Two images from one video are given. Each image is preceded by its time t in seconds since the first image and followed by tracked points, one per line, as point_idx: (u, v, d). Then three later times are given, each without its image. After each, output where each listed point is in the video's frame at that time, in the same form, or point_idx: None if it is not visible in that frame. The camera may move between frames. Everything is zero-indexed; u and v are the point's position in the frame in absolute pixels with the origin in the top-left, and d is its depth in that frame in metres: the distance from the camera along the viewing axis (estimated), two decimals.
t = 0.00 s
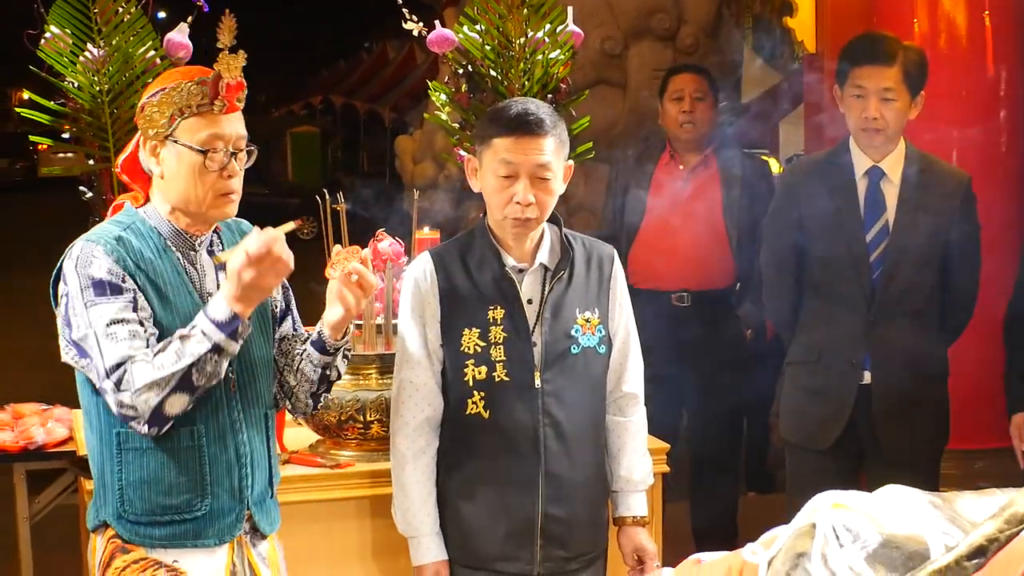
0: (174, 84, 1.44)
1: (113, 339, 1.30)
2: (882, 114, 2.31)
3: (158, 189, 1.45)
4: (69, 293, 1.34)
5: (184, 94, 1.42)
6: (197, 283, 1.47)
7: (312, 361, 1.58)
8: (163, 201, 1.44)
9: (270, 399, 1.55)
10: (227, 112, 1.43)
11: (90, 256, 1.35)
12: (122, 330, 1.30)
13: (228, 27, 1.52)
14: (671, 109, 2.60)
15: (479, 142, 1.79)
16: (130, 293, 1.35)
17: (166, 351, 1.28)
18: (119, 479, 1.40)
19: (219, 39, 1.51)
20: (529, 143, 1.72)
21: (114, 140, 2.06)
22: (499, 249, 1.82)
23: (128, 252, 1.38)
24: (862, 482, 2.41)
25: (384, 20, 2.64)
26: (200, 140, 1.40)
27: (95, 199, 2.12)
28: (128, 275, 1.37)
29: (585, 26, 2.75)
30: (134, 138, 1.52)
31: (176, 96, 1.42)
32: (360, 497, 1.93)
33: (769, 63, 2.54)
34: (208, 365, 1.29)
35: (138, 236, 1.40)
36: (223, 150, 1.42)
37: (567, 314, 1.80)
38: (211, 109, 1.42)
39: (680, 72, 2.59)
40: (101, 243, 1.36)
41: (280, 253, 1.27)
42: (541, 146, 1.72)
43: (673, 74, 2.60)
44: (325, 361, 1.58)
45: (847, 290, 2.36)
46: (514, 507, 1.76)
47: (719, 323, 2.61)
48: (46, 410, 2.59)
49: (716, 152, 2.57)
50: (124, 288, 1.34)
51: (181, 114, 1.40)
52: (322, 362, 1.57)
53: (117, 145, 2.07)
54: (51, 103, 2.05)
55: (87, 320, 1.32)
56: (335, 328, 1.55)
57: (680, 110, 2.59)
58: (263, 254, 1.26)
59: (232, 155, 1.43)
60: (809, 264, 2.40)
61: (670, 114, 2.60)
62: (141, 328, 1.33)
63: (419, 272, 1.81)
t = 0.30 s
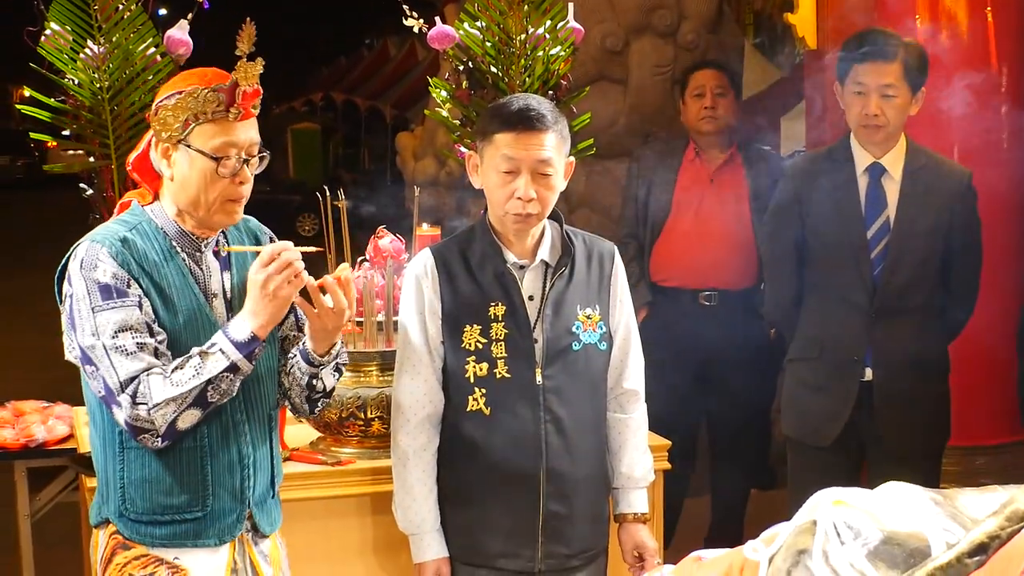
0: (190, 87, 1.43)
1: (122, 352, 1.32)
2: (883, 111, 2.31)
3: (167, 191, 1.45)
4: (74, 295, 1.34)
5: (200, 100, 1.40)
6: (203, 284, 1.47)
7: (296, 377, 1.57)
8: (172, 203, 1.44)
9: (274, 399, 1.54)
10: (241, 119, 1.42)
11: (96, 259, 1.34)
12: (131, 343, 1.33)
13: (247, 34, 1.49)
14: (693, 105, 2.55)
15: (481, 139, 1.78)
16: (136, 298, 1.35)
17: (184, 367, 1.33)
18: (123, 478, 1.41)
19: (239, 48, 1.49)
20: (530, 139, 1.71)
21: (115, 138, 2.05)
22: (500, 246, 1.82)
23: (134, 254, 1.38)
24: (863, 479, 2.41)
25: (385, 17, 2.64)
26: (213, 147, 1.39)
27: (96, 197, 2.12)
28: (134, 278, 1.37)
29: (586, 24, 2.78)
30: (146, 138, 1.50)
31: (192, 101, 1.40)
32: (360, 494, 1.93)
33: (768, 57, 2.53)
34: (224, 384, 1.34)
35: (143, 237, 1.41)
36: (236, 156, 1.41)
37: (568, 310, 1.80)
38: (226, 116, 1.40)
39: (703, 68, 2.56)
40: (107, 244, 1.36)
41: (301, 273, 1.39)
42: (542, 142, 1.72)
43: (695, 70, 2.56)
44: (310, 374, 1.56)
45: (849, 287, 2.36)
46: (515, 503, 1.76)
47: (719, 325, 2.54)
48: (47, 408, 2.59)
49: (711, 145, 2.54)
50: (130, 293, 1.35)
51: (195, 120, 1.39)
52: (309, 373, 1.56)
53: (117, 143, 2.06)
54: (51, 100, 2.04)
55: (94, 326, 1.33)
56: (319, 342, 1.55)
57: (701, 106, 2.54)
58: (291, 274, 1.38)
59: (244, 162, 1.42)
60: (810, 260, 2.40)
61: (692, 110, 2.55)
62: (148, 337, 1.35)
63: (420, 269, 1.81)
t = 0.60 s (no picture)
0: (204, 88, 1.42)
1: (127, 351, 1.32)
2: (883, 108, 2.31)
3: (175, 189, 1.44)
4: (78, 293, 1.34)
5: (214, 102, 1.39)
6: (207, 283, 1.46)
7: (296, 380, 1.58)
8: (180, 202, 1.44)
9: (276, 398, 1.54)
10: (254, 122, 1.42)
11: (102, 257, 1.34)
12: (136, 343, 1.33)
13: (265, 39, 1.51)
14: (700, 104, 2.58)
15: (480, 135, 1.78)
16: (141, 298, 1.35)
17: (188, 370, 1.33)
18: (126, 477, 1.40)
19: (256, 50, 1.50)
20: (530, 135, 1.71)
21: (114, 135, 2.05)
22: (500, 242, 1.82)
23: (139, 253, 1.38)
24: (864, 476, 2.41)
25: (385, 15, 2.64)
26: (225, 149, 1.39)
27: (95, 194, 2.12)
28: (139, 278, 1.37)
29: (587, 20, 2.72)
30: (156, 134, 1.49)
31: (205, 103, 1.40)
32: (361, 491, 1.93)
33: (770, 55, 2.50)
34: (227, 389, 1.34)
35: (149, 235, 1.40)
36: (246, 159, 1.41)
37: (568, 307, 1.80)
38: (239, 119, 1.40)
39: (708, 65, 2.57)
40: (112, 243, 1.36)
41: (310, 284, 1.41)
42: (541, 137, 1.72)
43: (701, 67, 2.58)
44: (309, 380, 1.57)
45: (849, 283, 2.35)
46: (514, 501, 1.76)
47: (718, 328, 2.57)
48: (47, 406, 2.59)
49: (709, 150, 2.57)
50: (136, 292, 1.34)
51: (208, 121, 1.39)
52: (307, 381, 1.57)
53: (117, 140, 2.06)
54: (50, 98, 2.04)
55: (99, 325, 1.32)
56: (314, 353, 1.56)
57: (709, 104, 2.57)
58: (302, 286, 1.39)
59: (254, 165, 1.42)
60: (811, 257, 2.39)
61: (698, 108, 2.58)
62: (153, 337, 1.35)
63: (420, 266, 1.81)
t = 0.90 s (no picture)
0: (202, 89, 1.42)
1: (125, 354, 1.32)
2: (881, 106, 2.30)
3: (173, 190, 1.44)
4: (74, 294, 1.34)
5: (213, 103, 1.39)
6: (204, 284, 1.46)
7: (292, 381, 1.57)
8: (177, 202, 1.43)
9: (273, 399, 1.54)
10: (252, 124, 1.42)
11: (99, 258, 1.34)
12: (134, 345, 1.33)
13: (265, 39, 1.51)
14: (682, 109, 2.55)
15: (477, 134, 1.78)
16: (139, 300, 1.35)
17: (187, 373, 1.33)
18: (122, 478, 1.40)
19: (256, 52, 1.50)
20: (525, 133, 1.71)
21: (112, 135, 2.05)
22: (496, 242, 1.81)
23: (136, 254, 1.37)
24: (864, 475, 2.40)
25: (383, 15, 2.64)
26: (223, 150, 1.39)
27: (93, 194, 2.11)
28: (136, 279, 1.37)
29: (584, 18, 2.59)
30: (154, 133, 1.48)
31: (204, 104, 1.39)
32: (358, 491, 1.93)
33: (768, 54, 2.48)
34: (226, 393, 1.35)
35: (146, 237, 1.40)
36: (244, 161, 1.41)
37: (564, 306, 1.80)
38: (238, 120, 1.40)
39: (690, 69, 2.53)
40: (109, 244, 1.35)
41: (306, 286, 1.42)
42: (537, 136, 1.72)
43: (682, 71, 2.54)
44: (305, 380, 1.57)
45: (847, 282, 2.35)
46: (511, 501, 1.76)
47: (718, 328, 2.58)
48: (45, 406, 2.59)
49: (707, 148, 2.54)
50: (133, 294, 1.34)
51: (206, 122, 1.39)
52: (302, 381, 1.57)
53: (115, 140, 2.06)
54: (47, 97, 2.04)
55: (96, 327, 1.32)
56: (310, 354, 1.56)
57: (690, 109, 2.54)
58: (299, 288, 1.40)
59: (252, 166, 1.42)
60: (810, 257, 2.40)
61: (681, 114, 2.55)
62: (150, 339, 1.35)
63: (415, 266, 1.80)
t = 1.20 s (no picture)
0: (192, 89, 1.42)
1: (121, 355, 1.32)
2: (881, 107, 2.30)
3: (166, 191, 1.44)
4: (70, 296, 1.34)
5: (202, 102, 1.39)
6: (199, 284, 1.46)
7: (287, 382, 1.58)
8: (170, 203, 1.43)
9: (267, 399, 1.54)
10: (243, 122, 1.42)
11: (94, 260, 1.34)
12: (131, 346, 1.33)
13: (254, 37, 1.50)
14: (653, 107, 2.56)
15: (463, 136, 1.78)
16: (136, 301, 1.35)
17: (184, 372, 1.33)
18: (118, 479, 1.40)
19: (245, 51, 1.49)
20: (512, 135, 1.71)
21: (111, 135, 2.05)
22: (484, 243, 1.81)
23: (131, 256, 1.37)
24: (863, 475, 2.40)
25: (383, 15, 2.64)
26: (214, 149, 1.39)
27: (92, 194, 2.12)
28: (133, 280, 1.36)
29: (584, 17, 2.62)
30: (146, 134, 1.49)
31: (194, 103, 1.39)
32: (358, 492, 1.93)
33: (768, 54, 2.50)
34: (224, 392, 1.35)
35: (140, 238, 1.40)
36: (236, 160, 1.41)
37: (552, 306, 1.80)
38: (228, 119, 1.40)
39: (660, 66, 2.55)
40: (104, 246, 1.35)
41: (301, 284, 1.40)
42: (526, 137, 1.71)
43: (651, 67, 2.56)
44: (299, 381, 1.57)
45: (847, 282, 2.35)
46: (504, 501, 1.76)
47: (721, 332, 2.57)
48: (44, 406, 2.59)
49: (706, 147, 2.54)
50: (129, 295, 1.34)
51: (197, 121, 1.39)
52: (297, 380, 1.57)
53: (114, 140, 2.05)
54: (46, 97, 2.04)
55: (92, 328, 1.32)
56: (306, 353, 1.56)
57: (662, 107, 2.55)
58: (294, 287, 1.38)
59: (244, 165, 1.42)
60: (808, 257, 2.39)
61: (652, 111, 2.56)
62: (147, 340, 1.35)
63: (403, 268, 1.80)
